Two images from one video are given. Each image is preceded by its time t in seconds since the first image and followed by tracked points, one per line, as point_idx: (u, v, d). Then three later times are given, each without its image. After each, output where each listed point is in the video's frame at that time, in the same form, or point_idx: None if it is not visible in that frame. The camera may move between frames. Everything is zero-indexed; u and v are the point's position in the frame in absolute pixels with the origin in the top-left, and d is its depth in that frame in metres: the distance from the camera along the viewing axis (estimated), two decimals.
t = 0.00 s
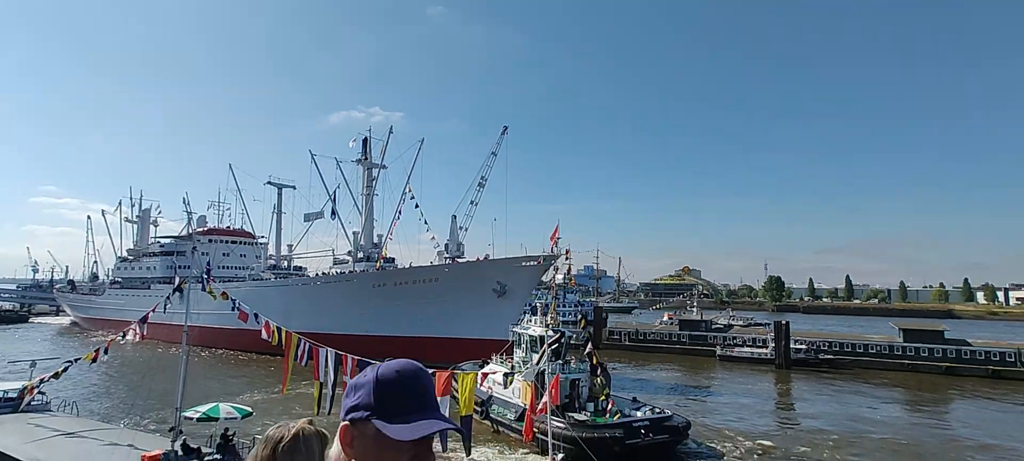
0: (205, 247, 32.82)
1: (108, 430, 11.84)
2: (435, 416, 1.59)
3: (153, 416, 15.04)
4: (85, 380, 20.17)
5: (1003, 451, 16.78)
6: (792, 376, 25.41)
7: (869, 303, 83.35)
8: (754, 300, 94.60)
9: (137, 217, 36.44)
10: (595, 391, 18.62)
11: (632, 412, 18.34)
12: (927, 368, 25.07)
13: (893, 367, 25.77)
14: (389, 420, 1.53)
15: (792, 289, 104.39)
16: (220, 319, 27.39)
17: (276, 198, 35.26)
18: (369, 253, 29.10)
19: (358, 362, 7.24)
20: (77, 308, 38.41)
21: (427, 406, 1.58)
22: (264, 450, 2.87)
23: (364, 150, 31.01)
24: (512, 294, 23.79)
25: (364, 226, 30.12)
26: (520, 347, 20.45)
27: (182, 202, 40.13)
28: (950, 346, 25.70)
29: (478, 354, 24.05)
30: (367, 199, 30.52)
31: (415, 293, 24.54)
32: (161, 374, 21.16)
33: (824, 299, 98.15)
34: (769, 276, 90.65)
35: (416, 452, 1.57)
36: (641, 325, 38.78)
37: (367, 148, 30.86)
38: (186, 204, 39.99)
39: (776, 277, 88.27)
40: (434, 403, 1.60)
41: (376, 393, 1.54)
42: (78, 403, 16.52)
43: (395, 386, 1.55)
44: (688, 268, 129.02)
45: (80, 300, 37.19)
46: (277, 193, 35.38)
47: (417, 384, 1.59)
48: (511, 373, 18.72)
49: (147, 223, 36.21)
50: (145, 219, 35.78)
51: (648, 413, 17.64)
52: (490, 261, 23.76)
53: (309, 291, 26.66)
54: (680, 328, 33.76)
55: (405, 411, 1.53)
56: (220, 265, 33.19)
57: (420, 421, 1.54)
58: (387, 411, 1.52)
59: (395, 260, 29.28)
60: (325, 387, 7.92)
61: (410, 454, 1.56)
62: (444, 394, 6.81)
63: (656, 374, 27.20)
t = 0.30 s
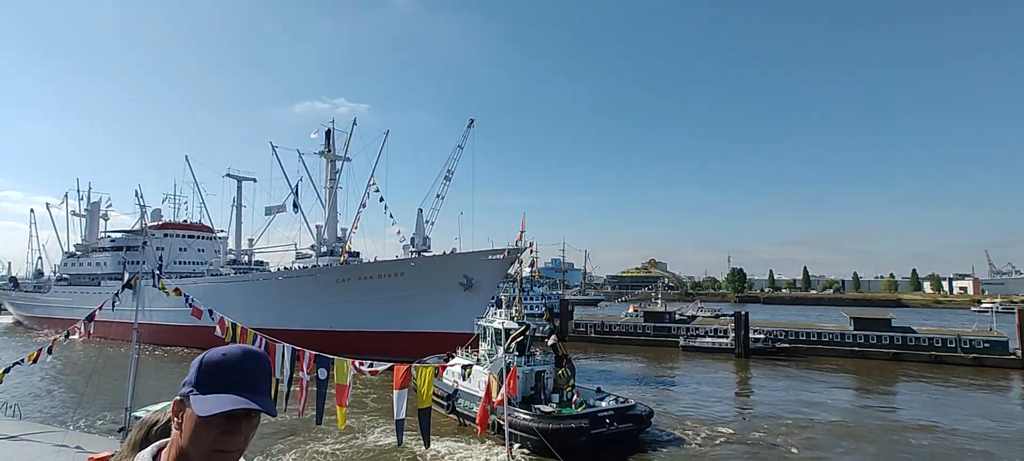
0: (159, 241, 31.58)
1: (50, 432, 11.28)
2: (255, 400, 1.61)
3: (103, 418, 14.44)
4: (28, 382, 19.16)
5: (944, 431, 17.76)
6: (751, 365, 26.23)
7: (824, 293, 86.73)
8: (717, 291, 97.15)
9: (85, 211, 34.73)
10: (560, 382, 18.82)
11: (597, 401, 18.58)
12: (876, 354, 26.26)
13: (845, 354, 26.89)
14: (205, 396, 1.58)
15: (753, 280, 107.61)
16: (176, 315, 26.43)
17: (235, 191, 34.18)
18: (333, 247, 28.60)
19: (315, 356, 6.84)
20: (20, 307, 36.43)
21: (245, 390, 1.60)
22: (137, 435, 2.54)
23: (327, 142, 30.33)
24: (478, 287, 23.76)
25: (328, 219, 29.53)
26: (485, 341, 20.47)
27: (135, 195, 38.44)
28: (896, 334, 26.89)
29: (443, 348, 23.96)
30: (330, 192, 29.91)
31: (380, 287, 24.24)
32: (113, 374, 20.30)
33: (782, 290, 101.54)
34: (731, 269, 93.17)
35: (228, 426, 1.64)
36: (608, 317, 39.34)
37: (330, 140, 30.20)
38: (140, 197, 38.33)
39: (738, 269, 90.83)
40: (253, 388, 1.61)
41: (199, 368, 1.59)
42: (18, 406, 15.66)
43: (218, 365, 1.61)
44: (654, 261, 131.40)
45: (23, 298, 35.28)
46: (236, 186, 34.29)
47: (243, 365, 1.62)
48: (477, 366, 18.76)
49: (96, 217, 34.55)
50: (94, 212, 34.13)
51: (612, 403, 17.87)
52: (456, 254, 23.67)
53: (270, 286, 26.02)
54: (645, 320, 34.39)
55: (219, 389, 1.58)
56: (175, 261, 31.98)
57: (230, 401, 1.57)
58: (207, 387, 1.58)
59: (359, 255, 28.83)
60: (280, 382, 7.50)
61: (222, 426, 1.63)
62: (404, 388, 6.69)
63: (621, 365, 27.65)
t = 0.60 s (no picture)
0: (137, 236, 31.07)
1: (25, 430, 11.12)
2: (162, 376, 1.60)
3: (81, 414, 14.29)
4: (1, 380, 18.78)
5: (914, 420, 18.30)
6: (731, 357, 26.66)
7: (804, 287, 88.37)
8: (700, 286, 98.34)
9: (61, 205, 33.99)
10: (543, 375, 19.05)
11: (579, 394, 18.77)
12: (852, 347, 26.85)
13: (822, 347, 27.47)
14: (111, 375, 1.56)
15: (735, 275, 109.07)
16: (154, 311, 26.05)
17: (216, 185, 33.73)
18: (315, 242, 28.40)
19: (292, 350, 6.83)
20: None
21: (152, 370, 1.58)
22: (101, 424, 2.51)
23: (310, 136, 30.05)
24: (463, 282, 23.76)
25: (310, 214, 29.31)
26: (468, 335, 20.54)
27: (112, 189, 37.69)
28: (870, 326, 27.53)
29: (427, 342, 23.97)
30: (313, 187, 29.68)
31: (363, 282, 24.15)
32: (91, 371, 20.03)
33: (764, 284, 103.13)
34: (714, 263, 94.31)
35: (135, 396, 1.64)
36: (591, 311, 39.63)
37: (312, 134, 29.95)
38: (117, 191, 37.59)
39: (720, 263, 91.93)
40: (159, 368, 1.59)
41: (102, 349, 1.56)
42: None
43: (120, 347, 1.55)
44: (638, 256, 132.51)
45: None
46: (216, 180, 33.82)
47: (146, 347, 1.59)
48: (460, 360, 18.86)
49: (72, 211, 33.89)
50: (70, 206, 33.47)
51: (594, 395, 18.07)
52: (440, 249, 23.68)
53: (251, 282, 25.80)
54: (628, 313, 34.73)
55: (128, 369, 1.56)
56: (155, 256, 31.53)
57: (139, 378, 1.56)
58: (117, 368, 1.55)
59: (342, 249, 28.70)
60: (258, 377, 7.46)
61: (129, 397, 1.63)
62: (382, 381, 6.72)
63: (604, 359, 27.92)
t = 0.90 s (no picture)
0: (132, 222, 30.99)
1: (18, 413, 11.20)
2: (98, 345, 1.65)
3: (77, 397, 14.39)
4: None
5: (901, 409, 18.57)
6: (722, 346, 26.94)
7: (798, 277, 88.97)
8: (696, 275, 98.80)
9: (54, 190, 33.82)
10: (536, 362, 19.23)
11: (572, 381, 18.96)
12: (843, 336, 27.15)
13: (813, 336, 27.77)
14: (48, 346, 1.59)
15: (731, 264, 109.55)
16: (149, 297, 26.06)
17: (211, 171, 33.59)
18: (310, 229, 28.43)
19: (283, 336, 6.90)
20: None
21: (88, 340, 1.63)
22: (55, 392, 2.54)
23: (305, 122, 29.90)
24: (457, 270, 23.84)
25: (306, 200, 29.28)
26: (461, 322, 20.63)
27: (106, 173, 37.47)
28: (861, 316, 27.80)
29: (421, 329, 24.11)
30: (308, 173, 29.61)
31: (358, 269, 24.23)
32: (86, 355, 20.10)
33: (759, 274, 103.66)
34: (709, 253, 94.66)
35: (74, 364, 1.67)
36: (586, 299, 39.84)
37: (307, 120, 29.78)
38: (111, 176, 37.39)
39: (716, 253, 92.21)
40: (95, 337, 1.64)
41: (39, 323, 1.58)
42: None
43: (59, 320, 1.59)
44: (634, 245, 132.96)
45: None
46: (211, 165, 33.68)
47: (82, 319, 1.63)
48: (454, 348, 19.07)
49: (66, 196, 33.73)
50: (63, 191, 33.32)
51: (587, 382, 18.27)
52: (435, 237, 23.75)
53: (246, 267, 25.84)
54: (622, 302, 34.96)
55: (66, 339, 1.59)
56: (150, 242, 31.48)
57: (76, 347, 1.60)
58: (55, 338, 1.59)
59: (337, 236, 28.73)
60: (249, 362, 7.54)
61: (68, 364, 1.65)
62: (371, 367, 6.79)
63: (597, 347, 28.17)
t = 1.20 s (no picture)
0: (131, 205, 31.01)
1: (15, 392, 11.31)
2: None
3: (75, 378, 14.54)
4: None
5: (893, 403, 18.73)
6: (718, 338, 27.07)
7: (796, 271, 89.21)
8: (695, 267, 98.94)
9: (53, 172, 33.80)
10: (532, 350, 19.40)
11: (567, 369, 19.11)
12: (838, 330, 27.28)
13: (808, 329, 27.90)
14: None
15: (730, 257, 109.64)
16: (147, 280, 26.15)
17: (211, 155, 33.57)
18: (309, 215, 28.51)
19: (276, 320, 6.97)
20: None
21: None
22: None
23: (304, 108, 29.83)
24: (455, 258, 23.91)
25: (305, 186, 29.31)
26: (458, 310, 20.79)
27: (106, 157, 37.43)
28: (857, 310, 27.94)
29: (418, 317, 24.24)
30: (307, 159, 29.59)
31: (356, 255, 24.31)
32: (85, 336, 20.26)
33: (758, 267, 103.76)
34: (709, 246, 94.72)
35: None
36: (584, 290, 39.98)
37: (307, 106, 29.71)
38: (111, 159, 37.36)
39: (715, 245, 92.22)
40: None
41: None
42: None
43: None
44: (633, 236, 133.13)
45: None
46: (211, 150, 33.65)
47: None
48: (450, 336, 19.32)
49: (66, 178, 33.73)
50: (63, 173, 33.32)
51: (582, 371, 18.41)
52: (433, 225, 23.81)
53: (244, 253, 25.93)
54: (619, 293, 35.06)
55: None
56: (149, 225, 31.57)
57: None
58: None
59: (336, 223, 28.80)
60: (244, 345, 7.60)
61: None
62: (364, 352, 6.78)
63: (593, 336, 28.32)
